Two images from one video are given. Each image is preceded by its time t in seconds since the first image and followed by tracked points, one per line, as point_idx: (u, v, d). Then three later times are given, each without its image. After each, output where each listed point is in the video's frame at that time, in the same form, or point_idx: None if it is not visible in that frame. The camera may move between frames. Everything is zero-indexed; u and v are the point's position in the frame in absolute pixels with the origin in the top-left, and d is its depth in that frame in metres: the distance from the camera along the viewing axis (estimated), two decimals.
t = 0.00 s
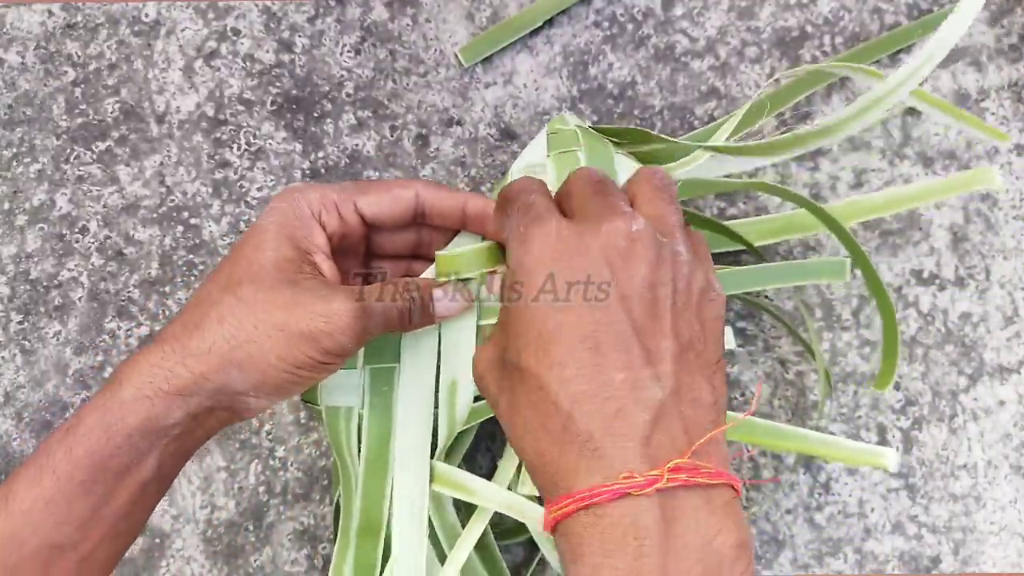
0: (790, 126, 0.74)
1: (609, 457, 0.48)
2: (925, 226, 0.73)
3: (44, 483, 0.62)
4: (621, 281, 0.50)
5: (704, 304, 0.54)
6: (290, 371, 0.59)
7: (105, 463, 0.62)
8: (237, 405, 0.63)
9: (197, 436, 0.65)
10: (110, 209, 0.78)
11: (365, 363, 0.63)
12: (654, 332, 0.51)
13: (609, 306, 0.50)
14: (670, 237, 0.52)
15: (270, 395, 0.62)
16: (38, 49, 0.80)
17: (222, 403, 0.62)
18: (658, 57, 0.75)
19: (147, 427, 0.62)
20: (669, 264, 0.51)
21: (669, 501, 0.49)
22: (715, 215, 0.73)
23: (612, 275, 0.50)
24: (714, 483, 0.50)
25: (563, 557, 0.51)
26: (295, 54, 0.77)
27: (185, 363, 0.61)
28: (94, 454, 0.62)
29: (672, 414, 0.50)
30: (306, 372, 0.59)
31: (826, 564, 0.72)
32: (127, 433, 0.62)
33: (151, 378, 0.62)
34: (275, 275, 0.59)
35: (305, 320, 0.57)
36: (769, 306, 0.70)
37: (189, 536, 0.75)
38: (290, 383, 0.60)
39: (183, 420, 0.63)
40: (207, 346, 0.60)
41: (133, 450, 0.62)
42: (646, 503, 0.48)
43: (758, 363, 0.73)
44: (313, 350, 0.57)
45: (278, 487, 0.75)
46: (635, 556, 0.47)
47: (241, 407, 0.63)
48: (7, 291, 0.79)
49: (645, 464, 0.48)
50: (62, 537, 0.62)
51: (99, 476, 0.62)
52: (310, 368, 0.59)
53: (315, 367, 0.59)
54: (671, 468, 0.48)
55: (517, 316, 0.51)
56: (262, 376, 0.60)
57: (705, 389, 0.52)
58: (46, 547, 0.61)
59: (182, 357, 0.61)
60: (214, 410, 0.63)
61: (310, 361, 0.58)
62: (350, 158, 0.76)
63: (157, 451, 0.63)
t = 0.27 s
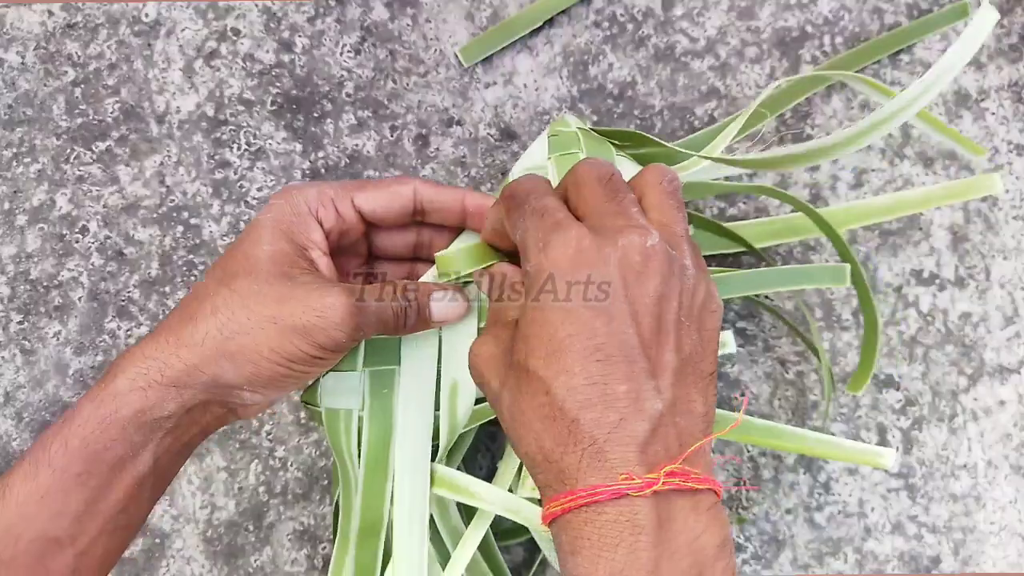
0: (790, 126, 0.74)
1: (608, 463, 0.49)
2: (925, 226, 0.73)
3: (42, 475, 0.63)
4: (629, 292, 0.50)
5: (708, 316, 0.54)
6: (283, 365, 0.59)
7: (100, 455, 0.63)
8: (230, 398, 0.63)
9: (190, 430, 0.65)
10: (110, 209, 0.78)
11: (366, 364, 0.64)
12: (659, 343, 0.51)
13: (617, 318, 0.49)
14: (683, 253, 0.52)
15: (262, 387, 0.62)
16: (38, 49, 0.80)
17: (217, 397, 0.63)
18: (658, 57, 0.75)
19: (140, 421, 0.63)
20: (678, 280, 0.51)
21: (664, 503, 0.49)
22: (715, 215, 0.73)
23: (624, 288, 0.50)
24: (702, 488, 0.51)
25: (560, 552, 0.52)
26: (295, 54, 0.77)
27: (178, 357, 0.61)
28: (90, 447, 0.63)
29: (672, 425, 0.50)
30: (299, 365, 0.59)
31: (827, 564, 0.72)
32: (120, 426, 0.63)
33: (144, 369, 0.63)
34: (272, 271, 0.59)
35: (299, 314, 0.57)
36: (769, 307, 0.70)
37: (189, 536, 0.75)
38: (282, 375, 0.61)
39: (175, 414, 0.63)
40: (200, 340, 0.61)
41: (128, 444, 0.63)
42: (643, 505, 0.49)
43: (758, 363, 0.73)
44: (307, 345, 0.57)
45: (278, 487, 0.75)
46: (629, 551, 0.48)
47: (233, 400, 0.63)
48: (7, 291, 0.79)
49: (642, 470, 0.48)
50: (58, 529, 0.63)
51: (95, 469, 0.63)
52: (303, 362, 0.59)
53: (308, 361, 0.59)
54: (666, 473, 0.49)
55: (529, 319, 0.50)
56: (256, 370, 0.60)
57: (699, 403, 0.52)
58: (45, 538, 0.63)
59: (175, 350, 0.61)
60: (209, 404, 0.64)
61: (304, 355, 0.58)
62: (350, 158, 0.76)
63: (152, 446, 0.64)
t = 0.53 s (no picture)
0: (790, 126, 0.74)
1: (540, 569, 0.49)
2: (925, 226, 0.73)
3: (34, 465, 0.64)
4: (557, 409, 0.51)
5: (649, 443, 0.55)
6: (263, 346, 0.60)
7: (90, 442, 0.64)
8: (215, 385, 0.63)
9: (177, 417, 0.65)
10: (110, 209, 0.78)
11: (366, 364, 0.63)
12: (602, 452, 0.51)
13: (554, 433, 0.50)
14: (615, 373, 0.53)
15: (246, 373, 0.62)
16: (38, 48, 0.80)
17: (202, 384, 0.63)
18: (658, 57, 0.75)
19: (129, 405, 0.64)
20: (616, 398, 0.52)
21: None
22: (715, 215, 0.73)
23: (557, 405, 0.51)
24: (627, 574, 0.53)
25: None
26: (295, 54, 0.77)
27: (166, 342, 0.62)
28: (79, 432, 0.64)
29: (614, 521, 0.50)
30: (279, 346, 0.60)
31: (826, 564, 0.72)
32: (110, 411, 0.64)
33: (134, 354, 0.64)
34: (263, 260, 0.62)
35: (278, 293, 0.58)
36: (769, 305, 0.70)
37: (189, 536, 0.75)
38: (264, 359, 0.61)
39: (160, 398, 0.63)
40: (187, 324, 0.62)
41: (115, 429, 0.64)
42: None
43: (758, 363, 0.73)
44: (285, 323, 0.58)
45: (278, 487, 0.75)
46: None
47: (218, 388, 0.64)
48: (8, 291, 0.79)
49: None
50: (51, 519, 0.63)
51: (83, 454, 0.64)
52: (282, 344, 0.60)
53: (287, 342, 0.59)
54: None
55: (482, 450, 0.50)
56: (239, 354, 0.61)
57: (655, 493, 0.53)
58: (36, 531, 0.63)
59: (164, 335, 0.62)
60: (195, 392, 0.64)
61: (284, 336, 0.59)
62: (351, 158, 0.76)
63: (138, 432, 0.64)
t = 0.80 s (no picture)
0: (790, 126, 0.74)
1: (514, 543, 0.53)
2: (925, 226, 0.73)
3: (26, 455, 0.63)
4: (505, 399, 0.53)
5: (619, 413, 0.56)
6: (258, 334, 0.60)
7: (81, 431, 0.63)
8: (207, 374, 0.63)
9: (169, 405, 0.65)
10: (110, 209, 0.78)
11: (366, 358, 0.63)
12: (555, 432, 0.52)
13: (508, 426, 0.52)
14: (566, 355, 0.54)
15: (239, 361, 0.63)
16: (38, 49, 0.80)
17: (195, 371, 0.63)
18: (658, 57, 0.75)
19: (119, 394, 0.63)
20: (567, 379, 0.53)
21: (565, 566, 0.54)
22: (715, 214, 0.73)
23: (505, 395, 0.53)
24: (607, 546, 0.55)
25: None
26: (295, 54, 0.77)
27: (157, 331, 0.62)
28: (71, 422, 0.63)
29: (576, 496, 0.52)
30: (272, 334, 0.60)
31: (826, 564, 0.72)
32: (101, 400, 0.63)
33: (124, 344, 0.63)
34: (251, 249, 0.62)
35: (271, 282, 0.58)
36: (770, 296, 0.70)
37: (189, 536, 0.75)
38: (258, 346, 0.61)
39: (151, 386, 0.63)
40: (179, 312, 0.61)
41: (107, 419, 0.63)
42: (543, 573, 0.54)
43: (758, 363, 0.73)
44: (278, 311, 0.58)
45: (278, 487, 0.75)
46: None
47: (210, 377, 0.64)
48: (8, 291, 0.79)
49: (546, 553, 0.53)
50: (44, 510, 0.63)
51: (77, 444, 0.63)
52: (276, 331, 0.60)
53: (281, 329, 0.60)
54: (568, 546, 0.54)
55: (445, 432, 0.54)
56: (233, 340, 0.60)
57: (625, 466, 0.53)
58: (29, 522, 0.63)
59: (154, 324, 0.62)
60: (187, 381, 0.64)
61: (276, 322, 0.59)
62: (351, 158, 0.76)
63: (130, 423, 0.64)
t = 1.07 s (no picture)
0: (790, 126, 0.74)
1: None
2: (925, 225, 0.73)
3: (28, 459, 0.62)
4: (535, 489, 0.48)
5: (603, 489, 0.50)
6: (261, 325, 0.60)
7: (82, 435, 0.62)
8: (209, 372, 0.63)
9: (170, 409, 0.64)
10: (110, 209, 0.78)
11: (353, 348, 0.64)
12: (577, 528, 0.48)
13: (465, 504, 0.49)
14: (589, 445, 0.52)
15: (241, 356, 0.62)
16: (38, 49, 0.80)
17: (197, 370, 0.63)
18: (658, 57, 0.75)
19: (120, 397, 0.63)
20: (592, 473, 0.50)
21: None
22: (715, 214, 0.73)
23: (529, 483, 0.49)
24: None
25: None
26: (295, 54, 0.77)
27: (158, 330, 0.62)
28: (73, 424, 0.62)
29: None
30: (274, 325, 0.60)
31: (826, 564, 0.72)
32: (100, 404, 0.62)
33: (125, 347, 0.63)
34: (250, 246, 0.62)
35: (272, 273, 0.59)
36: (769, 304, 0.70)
37: (189, 536, 0.75)
38: (260, 338, 0.61)
39: (152, 389, 0.62)
40: (180, 311, 0.62)
41: (107, 422, 0.62)
42: None
43: (758, 363, 0.73)
44: (281, 301, 0.59)
45: (278, 487, 0.75)
46: None
47: (212, 375, 0.63)
48: (8, 291, 0.79)
49: None
50: (43, 512, 0.62)
51: (77, 447, 0.62)
52: (279, 323, 0.60)
53: (284, 320, 0.59)
54: None
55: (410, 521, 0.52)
56: (234, 334, 0.61)
57: (629, 572, 0.50)
58: (33, 525, 0.62)
59: (155, 323, 0.62)
60: (189, 380, 0.63)
61: (278, 314, 0.59)
62: (350, 158, 0.76)
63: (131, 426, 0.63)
